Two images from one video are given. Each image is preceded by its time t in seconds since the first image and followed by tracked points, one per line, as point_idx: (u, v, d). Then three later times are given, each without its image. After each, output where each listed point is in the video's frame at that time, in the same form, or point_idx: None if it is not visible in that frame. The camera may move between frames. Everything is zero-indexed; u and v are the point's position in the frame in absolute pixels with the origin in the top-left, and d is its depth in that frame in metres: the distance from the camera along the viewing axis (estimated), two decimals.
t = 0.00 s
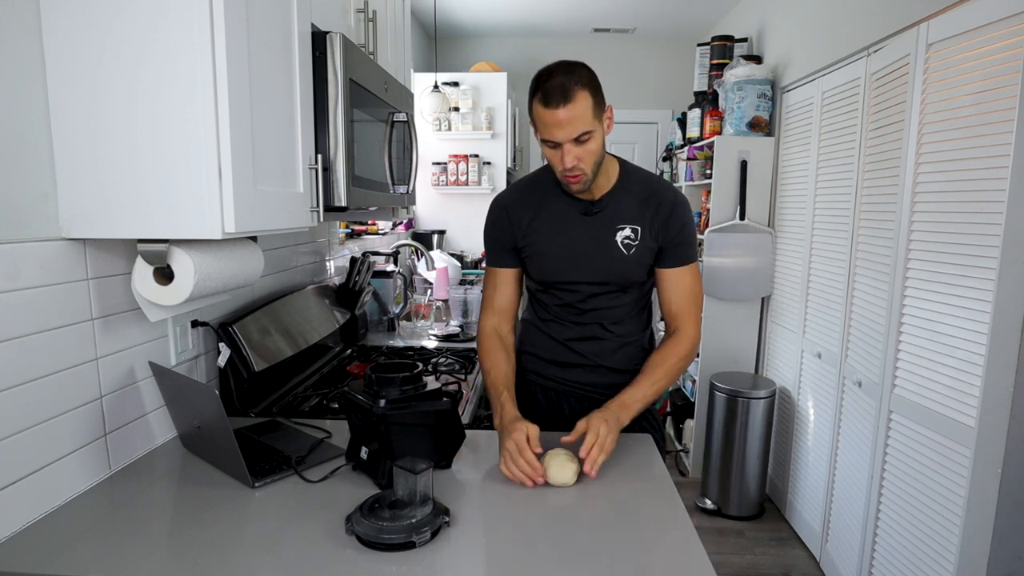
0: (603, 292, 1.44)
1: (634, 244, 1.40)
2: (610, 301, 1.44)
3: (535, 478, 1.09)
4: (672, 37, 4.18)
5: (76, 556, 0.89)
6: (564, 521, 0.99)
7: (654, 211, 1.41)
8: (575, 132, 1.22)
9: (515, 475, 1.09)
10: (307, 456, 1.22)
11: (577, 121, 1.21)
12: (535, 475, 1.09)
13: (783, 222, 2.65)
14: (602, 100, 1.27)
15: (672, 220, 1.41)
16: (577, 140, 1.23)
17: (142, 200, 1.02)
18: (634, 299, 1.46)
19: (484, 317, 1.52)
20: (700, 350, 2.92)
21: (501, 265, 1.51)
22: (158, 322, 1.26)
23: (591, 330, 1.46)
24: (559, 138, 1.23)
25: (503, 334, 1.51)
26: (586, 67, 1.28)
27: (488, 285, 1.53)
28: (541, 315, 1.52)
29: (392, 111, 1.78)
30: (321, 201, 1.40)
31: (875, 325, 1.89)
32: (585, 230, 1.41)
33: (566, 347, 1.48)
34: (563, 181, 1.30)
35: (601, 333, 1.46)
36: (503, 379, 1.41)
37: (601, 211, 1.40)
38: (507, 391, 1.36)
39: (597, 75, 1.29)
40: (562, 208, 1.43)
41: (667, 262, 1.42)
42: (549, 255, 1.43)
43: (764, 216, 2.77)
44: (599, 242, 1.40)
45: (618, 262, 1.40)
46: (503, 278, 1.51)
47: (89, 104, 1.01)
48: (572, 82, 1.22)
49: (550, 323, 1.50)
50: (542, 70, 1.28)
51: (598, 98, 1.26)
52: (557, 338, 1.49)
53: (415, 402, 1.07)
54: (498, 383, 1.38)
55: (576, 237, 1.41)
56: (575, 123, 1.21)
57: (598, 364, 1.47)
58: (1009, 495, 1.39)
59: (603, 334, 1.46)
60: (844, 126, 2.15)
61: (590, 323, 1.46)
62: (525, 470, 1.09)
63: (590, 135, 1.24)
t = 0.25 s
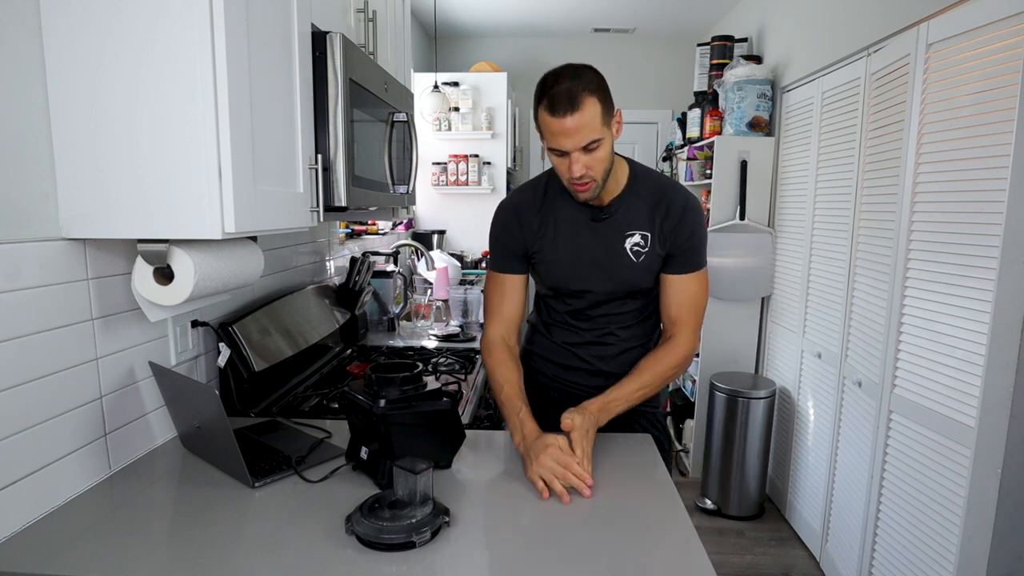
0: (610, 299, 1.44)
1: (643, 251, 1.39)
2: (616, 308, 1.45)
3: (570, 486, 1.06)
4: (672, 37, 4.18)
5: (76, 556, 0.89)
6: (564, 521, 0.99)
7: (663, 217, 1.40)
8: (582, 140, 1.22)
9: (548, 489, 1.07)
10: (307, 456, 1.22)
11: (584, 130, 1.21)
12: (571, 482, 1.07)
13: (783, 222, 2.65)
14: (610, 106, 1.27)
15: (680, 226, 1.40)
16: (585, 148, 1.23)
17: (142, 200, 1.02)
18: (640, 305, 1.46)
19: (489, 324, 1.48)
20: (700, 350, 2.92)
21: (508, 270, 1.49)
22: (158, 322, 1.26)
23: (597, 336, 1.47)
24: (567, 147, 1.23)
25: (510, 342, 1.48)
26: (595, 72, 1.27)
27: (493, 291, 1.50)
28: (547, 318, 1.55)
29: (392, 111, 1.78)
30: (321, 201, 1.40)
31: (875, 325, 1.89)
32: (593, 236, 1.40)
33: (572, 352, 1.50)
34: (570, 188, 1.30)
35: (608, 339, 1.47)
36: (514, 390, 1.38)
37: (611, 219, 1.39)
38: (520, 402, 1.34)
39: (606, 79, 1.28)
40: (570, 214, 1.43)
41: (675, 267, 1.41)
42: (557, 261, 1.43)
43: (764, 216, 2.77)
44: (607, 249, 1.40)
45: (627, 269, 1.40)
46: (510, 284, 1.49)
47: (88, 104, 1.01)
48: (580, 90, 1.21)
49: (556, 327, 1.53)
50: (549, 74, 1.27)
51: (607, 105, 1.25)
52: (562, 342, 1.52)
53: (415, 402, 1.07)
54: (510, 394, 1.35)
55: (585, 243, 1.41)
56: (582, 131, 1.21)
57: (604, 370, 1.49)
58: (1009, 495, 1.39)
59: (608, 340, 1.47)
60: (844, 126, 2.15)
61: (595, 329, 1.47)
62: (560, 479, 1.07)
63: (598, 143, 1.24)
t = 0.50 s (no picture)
0: (608, 303, 1.44)
1: (640, 254, 1.38)
2: (615, 311, 1.45)
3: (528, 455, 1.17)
4: (672, 37, 4.18)
5: (76, 556, 0.89)
6: (564, 522, 0.99)
7: (663, 221, 1.38)
8: (584, 142, 1.21)
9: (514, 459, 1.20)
10: (307, 456, 1.22)
11: (586, 132, 1.20)
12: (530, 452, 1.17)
13: (783, 222, 2.65)
14: (613, 107, 1.26)
15: (681, 231, 1.37)
16: (587, 150, 1.23)
17: (142, 200, 1.02)
18: (642, 309, 1.45)
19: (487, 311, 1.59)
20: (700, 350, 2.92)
21: (506, 265, 1.54)
22: (158, 322, 1.26)
23: (596, 338, 1.48)
24: (568, 148, 1.23)
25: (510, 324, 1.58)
26: (598, 72, 1.27)
27: (492, 279, 1.59)
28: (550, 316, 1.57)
29: (392, 111, 1.78)
30: (321, 201, 1.40)
31: (875, 325, 1.89)
32: (591, 237, 1.40)
33: (571, 353, 1.52)
34: (573, 189, 1.30)
35: (608, 341, 1.47)
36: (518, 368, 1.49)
37: (609, 221, 1.39)
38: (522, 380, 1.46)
39: (609, 79, 1.27)
40: (569, 214, 1.43)
41: (677, 272, 1.38)
42: (554, 261, 1.44)
43: (764, 216, 2.77)
44: (603, 251, 1.39)
45: (624, 272, 1.39)
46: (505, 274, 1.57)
47: (88, 104, 1.01)
48: (582, 91, 1.20)
49: (558, 326, 1.54)
50: (552, 73, 1.27)
51: (609, 106, 1.25)
52: (563, 342, 1.53)
53: (415, 402, 1.07)
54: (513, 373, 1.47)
55: (582, 244, 1.41)
56: (584, 133, 1.20)
57: (604, 373, 1.48)
58: (1009, 495, 1.39)
59: (607, 343, 1.47)
60: (844, 126, 2.15)
61: (595, 331, 1.48)
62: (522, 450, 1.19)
63: (600, 145, 1.23)
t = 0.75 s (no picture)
0: (612, 306, 1.45)
1: (642, 257, 1.38)
2: (619, 313, 1.46)
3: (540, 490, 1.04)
4: (671, 37, 4.18)
5: (76, 556, 0.89)
6: (564, 522, 0.99)
7: (664, 222, 1.38)
8: (578, 146, 1.22)
9: (518, 494, 1.06)
10: (307, 456, 1.22)
11: (579, 136, 1.21)
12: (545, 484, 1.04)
13: (783, 222, 2.65)
14: (608, 111, 1.26)
15: (683, 232, 1.37)
16: (582, 154, 1.23)
17: (142, 201, 1.02)
18: (646, 310, 1.46)
19: (497, 326, 1.49)
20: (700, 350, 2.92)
21: (513, 270, 1.51)
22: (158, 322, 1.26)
23: (603, 339, 1.49)
24: (562, 153, 1.23)
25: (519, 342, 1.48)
26: (593, 76, 1.27)
27: (500, 292, 1.52)
28: (555, 317, 1.58)
29: (392, 111, 1.78)
30: (321, 201, 1.40)
31: (874, 325, 1.89)
32: (592, 241, 1.41)
33: (577, 354, 1.53)
34: (568, 194, 1.30)
35: (612, 342, 1.49)
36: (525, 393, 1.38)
37: (610, 224, 1.39)
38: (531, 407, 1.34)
39: (604, 83, 1.27)
40: (569, 218, 1.43)
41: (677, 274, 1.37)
42: (556, 265, 1.44)
43: (764, 216, 2.77)
44: (605, 254, 1.40)
45: (626, 275, 1.40)
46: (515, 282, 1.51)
47: (88, 105, 1.01)
48: (575, 95, 1.21)
49: (564, 328, 1.55)
50: (547, 77, 1.27)
51: (604, 110, 1.25)
52: (568, 344, 1.54)
53: (415, 402, 1.07)
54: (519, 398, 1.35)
55: (584, 248, 1.41)
56: (577, 138, 1.21)
57: (611, 374, 1.50)
58: (1010, 495, 1.39)
59: (613, 345, 1.49)
60: (844, 126, 2.15)
61: (601, 332, 1.49)
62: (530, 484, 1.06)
63: (595, 149, 1.23)
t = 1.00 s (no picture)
0: (609, 306, 1.45)
1: (637, 257, 1.38)
2: (616, 313, 1.45)
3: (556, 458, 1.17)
4: (671, 38, 4.18)
5: (76, 556, 0.89)
6: (564, 521, 0.99)
7: (660, 222, 1.38)
8: (565, 149, 1.22)
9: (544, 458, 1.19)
10: (307, 456, 1.22)
11: (566, 138, 1.21)
12: (561, 455, 1.17)
13: (783, 222, 2.65)
14: (595, 113, 1.26)
15: (679, 232, 1.37)
16: (569, 157, 1.23)
17: (142, 201, 1.02)
18: (644, 310, 1.46)
19: (490, 317, 1.58)
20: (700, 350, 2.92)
21: (506, 269, 1.55)
22: (158, 322, 1.26)
23: (600, 338, 1.48)
24: (550, 156, 1.23)
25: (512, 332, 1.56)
26: (579, 78, 1.27)
27: (494, 285, 1.59)
28: (554, 318, 1.58)
29: (392, 111, 1.78)
30: (321, 201, 1.40)
31: (874, 324, 1.89)
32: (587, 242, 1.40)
33: (575, 353, 1.52)
34: (560, 196, 1.30)
35: (611, 342, 1.48)
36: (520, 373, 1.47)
37: (604, 225, 1.39)
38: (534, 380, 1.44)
39: (591, 85, 1.28)
40: (564, 219, 1.43)
41: (682, 271, 1.38)
42: (552, 266, 1.44)
43: (764, 216, 2.77)
44: (601, 255, 1.39)
45: (622, 276, 1.39)
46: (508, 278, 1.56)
47: (88, 105, 1.01)
48: (561, 98, 1.21)
49: (562, 327, 1.55)
50: (534, 81, 1.28)
51: (590, 111, 1.25)
52: (566, 343, 1.54)
53: (415, 402, 1.07)
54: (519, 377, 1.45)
55: (579, 249, 1.41)
56: (563, 140, 1.21)
57: (609, 373, 1.49)
58: (1010, 495, 1.38)
59: (609, 344, 1.48)
60: (844, 126, 2.15)
61: (599, 331, 1.48)
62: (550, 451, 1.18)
63: (582, 151, 1.23)
